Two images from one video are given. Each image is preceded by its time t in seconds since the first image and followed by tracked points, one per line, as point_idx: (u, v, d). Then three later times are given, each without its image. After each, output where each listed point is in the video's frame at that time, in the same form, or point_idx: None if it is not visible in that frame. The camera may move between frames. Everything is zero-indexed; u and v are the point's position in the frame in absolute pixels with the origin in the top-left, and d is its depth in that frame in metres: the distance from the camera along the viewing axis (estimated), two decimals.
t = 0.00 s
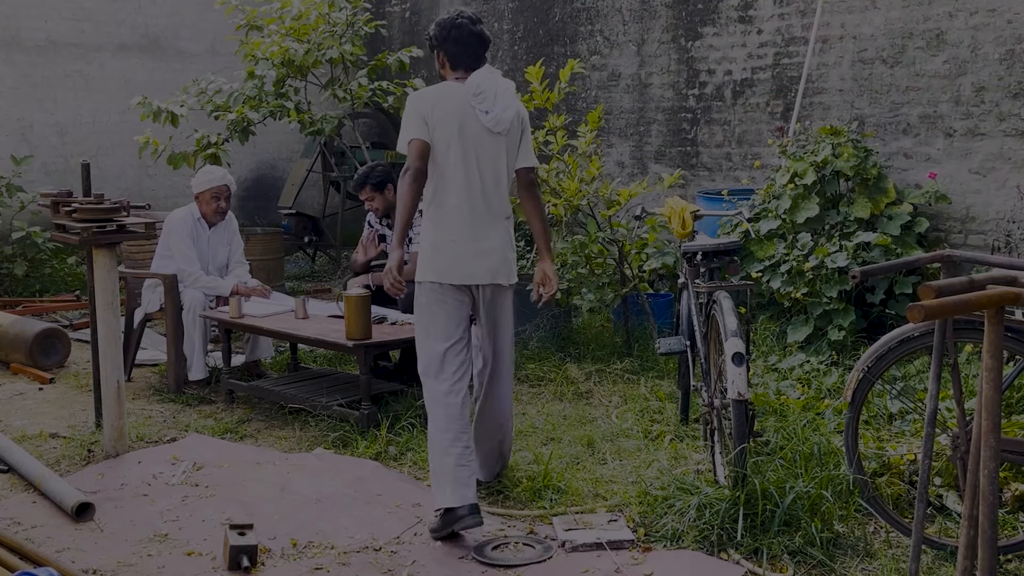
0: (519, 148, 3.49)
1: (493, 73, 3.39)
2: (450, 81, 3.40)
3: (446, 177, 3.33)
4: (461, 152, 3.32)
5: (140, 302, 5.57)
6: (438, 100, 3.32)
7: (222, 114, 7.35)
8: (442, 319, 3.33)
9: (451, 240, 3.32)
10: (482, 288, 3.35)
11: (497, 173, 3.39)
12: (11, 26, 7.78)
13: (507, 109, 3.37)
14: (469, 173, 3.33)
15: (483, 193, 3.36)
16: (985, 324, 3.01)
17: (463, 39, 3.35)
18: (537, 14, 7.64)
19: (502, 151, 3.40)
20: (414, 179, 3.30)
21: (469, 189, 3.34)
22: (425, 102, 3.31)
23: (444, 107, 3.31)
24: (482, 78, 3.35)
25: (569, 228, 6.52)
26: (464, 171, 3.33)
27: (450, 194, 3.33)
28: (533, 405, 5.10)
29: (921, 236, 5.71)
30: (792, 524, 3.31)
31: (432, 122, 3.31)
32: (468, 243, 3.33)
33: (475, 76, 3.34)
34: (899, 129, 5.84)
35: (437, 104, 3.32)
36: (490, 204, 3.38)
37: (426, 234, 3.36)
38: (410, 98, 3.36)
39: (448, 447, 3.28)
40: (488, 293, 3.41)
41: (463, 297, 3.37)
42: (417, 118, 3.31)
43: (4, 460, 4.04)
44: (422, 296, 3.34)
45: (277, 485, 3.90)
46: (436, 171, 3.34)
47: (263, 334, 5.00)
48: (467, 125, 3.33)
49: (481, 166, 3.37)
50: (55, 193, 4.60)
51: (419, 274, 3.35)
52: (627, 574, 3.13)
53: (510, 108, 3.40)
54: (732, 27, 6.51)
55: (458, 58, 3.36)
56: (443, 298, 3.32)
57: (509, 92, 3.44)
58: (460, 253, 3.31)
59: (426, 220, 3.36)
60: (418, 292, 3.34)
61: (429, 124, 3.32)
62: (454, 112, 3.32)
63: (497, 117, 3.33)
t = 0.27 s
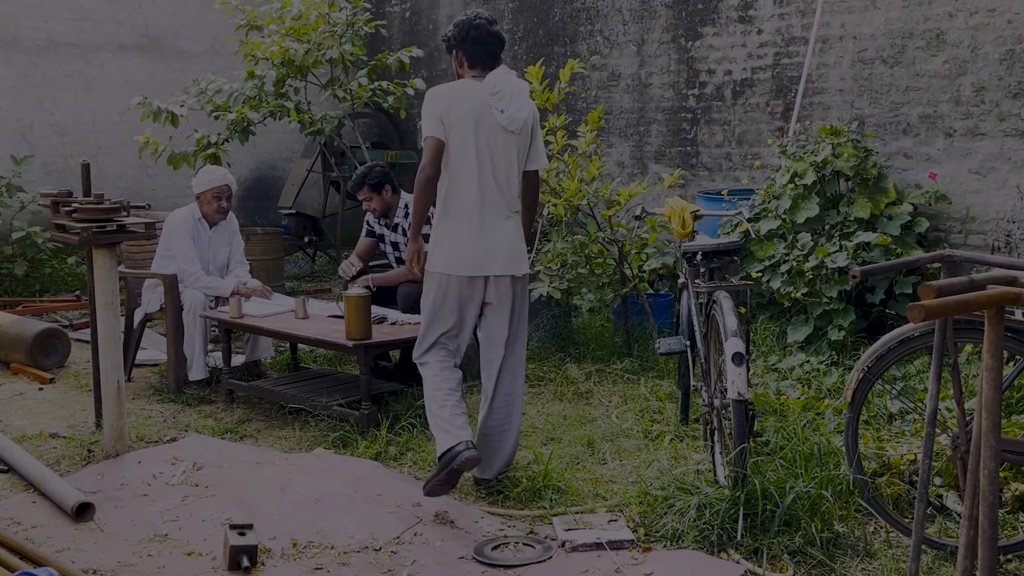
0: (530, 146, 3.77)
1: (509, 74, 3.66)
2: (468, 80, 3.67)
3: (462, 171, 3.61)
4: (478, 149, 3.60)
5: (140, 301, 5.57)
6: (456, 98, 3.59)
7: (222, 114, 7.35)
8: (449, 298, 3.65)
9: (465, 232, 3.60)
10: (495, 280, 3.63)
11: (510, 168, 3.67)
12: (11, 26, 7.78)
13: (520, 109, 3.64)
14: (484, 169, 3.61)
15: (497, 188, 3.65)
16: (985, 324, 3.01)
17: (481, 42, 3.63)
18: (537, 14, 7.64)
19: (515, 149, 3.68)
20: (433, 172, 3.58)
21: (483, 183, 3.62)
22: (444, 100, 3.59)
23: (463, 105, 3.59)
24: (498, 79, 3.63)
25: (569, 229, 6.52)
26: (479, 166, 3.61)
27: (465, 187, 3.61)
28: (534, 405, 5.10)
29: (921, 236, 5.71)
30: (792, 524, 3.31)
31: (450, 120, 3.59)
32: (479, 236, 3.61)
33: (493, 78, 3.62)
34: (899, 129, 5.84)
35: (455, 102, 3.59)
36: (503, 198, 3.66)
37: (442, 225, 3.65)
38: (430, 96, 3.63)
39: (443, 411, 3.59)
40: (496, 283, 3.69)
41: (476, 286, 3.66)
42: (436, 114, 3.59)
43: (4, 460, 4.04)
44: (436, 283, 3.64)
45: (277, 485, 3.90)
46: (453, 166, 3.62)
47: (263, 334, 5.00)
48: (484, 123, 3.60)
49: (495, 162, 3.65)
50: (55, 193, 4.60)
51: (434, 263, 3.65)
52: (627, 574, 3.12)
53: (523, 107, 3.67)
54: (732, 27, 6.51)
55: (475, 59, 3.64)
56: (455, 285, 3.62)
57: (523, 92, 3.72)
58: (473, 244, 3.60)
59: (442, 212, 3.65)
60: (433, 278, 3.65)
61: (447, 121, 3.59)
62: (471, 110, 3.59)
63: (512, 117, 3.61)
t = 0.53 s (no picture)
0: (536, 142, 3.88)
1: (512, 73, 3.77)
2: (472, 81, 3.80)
3: (467, 169, 3.74)
4: (484, 146, 3.72)
5: (140, 301, 5.57)
6: (462, 97, 3.72)
7: (222, 113, 7.35)
8: (449, 299, 3.82)
9: (468, 228, 3.74)
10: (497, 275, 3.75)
11: (515, 165, 3.78)
12: (11, 26, 7.78)
13: (524, 107, 3.75)
14: (490, 166, 3.74)
15: (503, 184, 3.77)
16: (985, 324, 3.01)
17: (485, 43, 3.76)
18: (537, 14, 7.64)
19: (521, 146, 3.79)
20: (440, 171, 3.78)
21: (487, 181, 3.75)
22: (449, 99, 3.73)
23: (468, 104, 3.71)
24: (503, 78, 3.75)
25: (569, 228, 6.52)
26: (483, 163, 3.73)
27: (470, 184, 3.75)
28: (534, 405, 5.10)
29: (921, 236, 5.71)
30: (792, 524, 3.32)
31: (457, 118, 3.72)
32: (482, 232, 3.74)
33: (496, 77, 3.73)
34: (899, 129, 5.84)
35: (460, 102, 3.73)
36: (509, 195, 3.78)
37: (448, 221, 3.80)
38: (437, 95, 3.77)
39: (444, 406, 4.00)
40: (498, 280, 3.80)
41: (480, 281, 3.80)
42: (442, 114, 3.74)
43: (4, 460, 4.04)
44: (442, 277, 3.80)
45: (277, 485, 3.89)
46: (460, 163, 3.75)
47: (263, 334, 5.00)
48: (490, 120, 3.72)
49: (500, 159, 3.76)
50: (55, 193, 4.60)
51: (441, 258, 3.80)
52: (627, 574, 3.12)
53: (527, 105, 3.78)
54: (732, 27, 6.51)
55: (478, 60, 3.76)
56: (458, 282, 3.77)
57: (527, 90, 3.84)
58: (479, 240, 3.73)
59: (450, 208, 3.79)
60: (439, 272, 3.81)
61: (452, 120, 3.74)
62: (476, 109, 3.71)
63: (517, 113, 3.73)
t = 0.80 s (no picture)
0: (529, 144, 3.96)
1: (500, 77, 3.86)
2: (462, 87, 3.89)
3: (462, 174, 3.83)
4: (475, 151, 3.81)
5: (140, 301, 5.57)
6: (452, 103, 3.82)
7: (222, 113, 7.35)
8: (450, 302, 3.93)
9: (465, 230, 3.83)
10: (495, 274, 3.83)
11: (508, 168, 3.87)
12: (11, 26, 7.78)
13: (513, 110, 3.84)
14: (483, 170, 3.83)
15: (497, 187, 3.85)
16: (985, 324, 3.01)
17: (474, 49, 3.85)
18: (537, 14, 7.64)
19: (512, 148, 3.87)
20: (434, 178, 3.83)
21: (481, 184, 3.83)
22: (440, 107, 3.82)
23: (458, 109, 3.81)
24: (491, 82, 3.84)
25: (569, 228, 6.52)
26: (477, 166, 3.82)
27: (465, 189, 3.83)
28: (533, 405, 5.10)
29: (921, 236, 5.71)
30: (792, 524, 3.31)
31: (448, 125, 3.81)
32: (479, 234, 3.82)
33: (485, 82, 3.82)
34: (899, 129, 5.84)
35: (451, 110, 3.81)
36: (504, 197, 3.86)
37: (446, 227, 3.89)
38: (429, 103, 3.87)
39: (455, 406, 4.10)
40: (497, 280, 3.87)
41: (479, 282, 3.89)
42: (434, 122, 3.83)
43: (4, 460, 4.04)
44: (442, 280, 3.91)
45: (277, 485, 3.89)
46: (453, 168, 3.84)
47: (263, 335, 5.00)
48: (481, 125, 3.81)
49: (494, 162, 3.84)
50: (55, 194, 4.60)
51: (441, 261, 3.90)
52: (627, 574, 3.12)
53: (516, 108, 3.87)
54: (732, 27, 6.51)
55: (466, 67, 3.85)
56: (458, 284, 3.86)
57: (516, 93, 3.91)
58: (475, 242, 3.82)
59: (446, 213, 3.89)
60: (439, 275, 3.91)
61: (445, 128, 3.82)
62: (466, 115, 3.80)
63: (506, 117, 3.81)
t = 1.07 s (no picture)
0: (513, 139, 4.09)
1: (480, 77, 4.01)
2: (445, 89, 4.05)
3: (447, 174, 4.00)
4: (459, 150, 3.97)
5: (140, 302, 5.57)
6: (434, 107, 3.99)
7: (222, 114, 7.35)
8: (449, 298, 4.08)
9: (454, 228, 3.99)
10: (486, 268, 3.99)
11: (492, 165, 4.02)
12: (12, 26, 7.79)
13: (493, 108, 3.98)
14: (468, 168, 3.98)
15: (483, 183, 4.00)
16: (985, 324, 3.01)
17: (453, 50, 4.00)
18: (537, 14, 7.64)
19: (495, 145, 4.02)
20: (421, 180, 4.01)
21: (466, 182, 3.99)
22: (423, 111, 3.99)
23: (440, 112, 3.97)
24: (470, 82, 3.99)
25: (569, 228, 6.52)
26: (461, 166, 3.98)
27: (451, 188, 4.00)
28: (533, 405, 5.11)
29: (921, 236, 5.71)
30: (792, 524, 3.31)
31: (432, 127, 3.98)
32: (467, 231, 3.99)
33: (465, 84, 3.97)
34: (899, 129, 5.84)
35: (434, 113, 3.98)
36: (491, 193, 4.01)
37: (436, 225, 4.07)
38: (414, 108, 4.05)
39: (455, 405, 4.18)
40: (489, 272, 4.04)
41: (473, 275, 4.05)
42: (418, 126, 4.00)
43: (4, 459, 4.04)
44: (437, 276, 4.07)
45: (277, 485, 3.89)
46: (440, 168, 4.01)
47: (263, 335, 5.01)
48: (463, 126, 3.97)
49: (477, 160, 4.00)
50: (55, 194, 4.60)
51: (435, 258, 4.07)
52: (627, 574, 3.12)
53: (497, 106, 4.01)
54: (732, 27, 6.51)
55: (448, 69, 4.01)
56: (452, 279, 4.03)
57: (497, 91, 4.05)
58: (464, 238, 3.98)
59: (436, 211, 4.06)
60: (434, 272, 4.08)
61: (429, 131, 3.99)
62: (448, 117, 3.97)
63: (486, 115, 3.96)
